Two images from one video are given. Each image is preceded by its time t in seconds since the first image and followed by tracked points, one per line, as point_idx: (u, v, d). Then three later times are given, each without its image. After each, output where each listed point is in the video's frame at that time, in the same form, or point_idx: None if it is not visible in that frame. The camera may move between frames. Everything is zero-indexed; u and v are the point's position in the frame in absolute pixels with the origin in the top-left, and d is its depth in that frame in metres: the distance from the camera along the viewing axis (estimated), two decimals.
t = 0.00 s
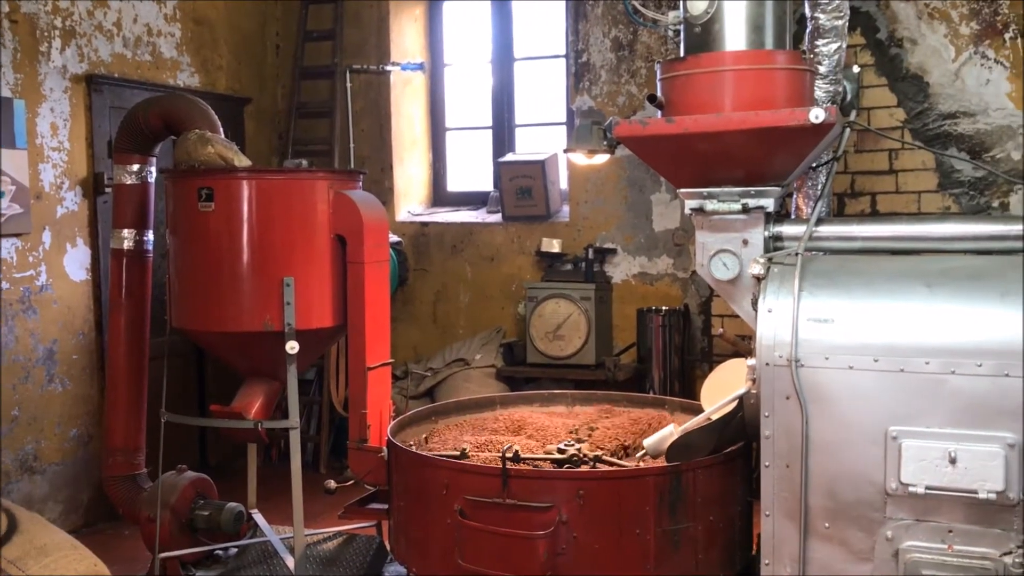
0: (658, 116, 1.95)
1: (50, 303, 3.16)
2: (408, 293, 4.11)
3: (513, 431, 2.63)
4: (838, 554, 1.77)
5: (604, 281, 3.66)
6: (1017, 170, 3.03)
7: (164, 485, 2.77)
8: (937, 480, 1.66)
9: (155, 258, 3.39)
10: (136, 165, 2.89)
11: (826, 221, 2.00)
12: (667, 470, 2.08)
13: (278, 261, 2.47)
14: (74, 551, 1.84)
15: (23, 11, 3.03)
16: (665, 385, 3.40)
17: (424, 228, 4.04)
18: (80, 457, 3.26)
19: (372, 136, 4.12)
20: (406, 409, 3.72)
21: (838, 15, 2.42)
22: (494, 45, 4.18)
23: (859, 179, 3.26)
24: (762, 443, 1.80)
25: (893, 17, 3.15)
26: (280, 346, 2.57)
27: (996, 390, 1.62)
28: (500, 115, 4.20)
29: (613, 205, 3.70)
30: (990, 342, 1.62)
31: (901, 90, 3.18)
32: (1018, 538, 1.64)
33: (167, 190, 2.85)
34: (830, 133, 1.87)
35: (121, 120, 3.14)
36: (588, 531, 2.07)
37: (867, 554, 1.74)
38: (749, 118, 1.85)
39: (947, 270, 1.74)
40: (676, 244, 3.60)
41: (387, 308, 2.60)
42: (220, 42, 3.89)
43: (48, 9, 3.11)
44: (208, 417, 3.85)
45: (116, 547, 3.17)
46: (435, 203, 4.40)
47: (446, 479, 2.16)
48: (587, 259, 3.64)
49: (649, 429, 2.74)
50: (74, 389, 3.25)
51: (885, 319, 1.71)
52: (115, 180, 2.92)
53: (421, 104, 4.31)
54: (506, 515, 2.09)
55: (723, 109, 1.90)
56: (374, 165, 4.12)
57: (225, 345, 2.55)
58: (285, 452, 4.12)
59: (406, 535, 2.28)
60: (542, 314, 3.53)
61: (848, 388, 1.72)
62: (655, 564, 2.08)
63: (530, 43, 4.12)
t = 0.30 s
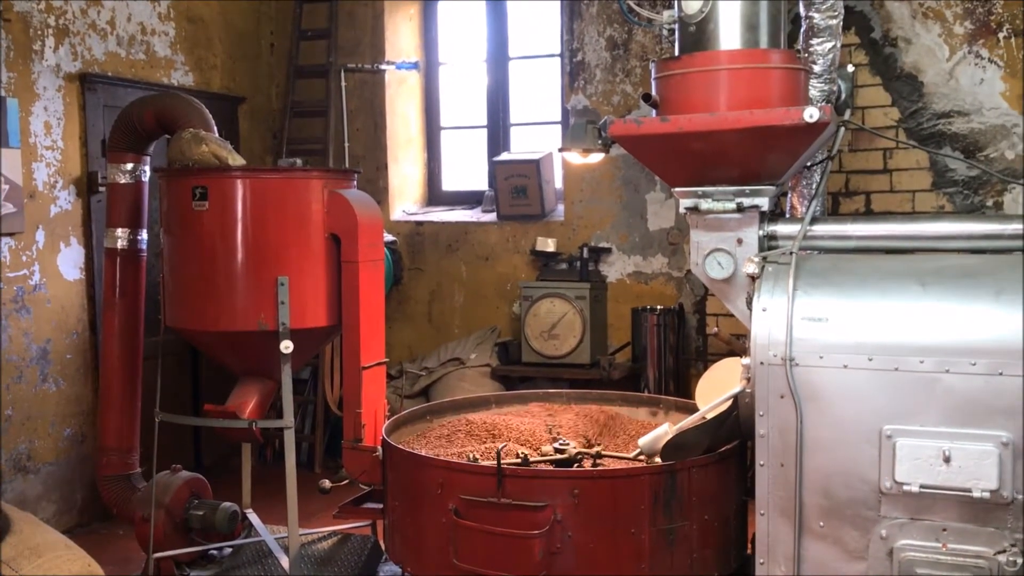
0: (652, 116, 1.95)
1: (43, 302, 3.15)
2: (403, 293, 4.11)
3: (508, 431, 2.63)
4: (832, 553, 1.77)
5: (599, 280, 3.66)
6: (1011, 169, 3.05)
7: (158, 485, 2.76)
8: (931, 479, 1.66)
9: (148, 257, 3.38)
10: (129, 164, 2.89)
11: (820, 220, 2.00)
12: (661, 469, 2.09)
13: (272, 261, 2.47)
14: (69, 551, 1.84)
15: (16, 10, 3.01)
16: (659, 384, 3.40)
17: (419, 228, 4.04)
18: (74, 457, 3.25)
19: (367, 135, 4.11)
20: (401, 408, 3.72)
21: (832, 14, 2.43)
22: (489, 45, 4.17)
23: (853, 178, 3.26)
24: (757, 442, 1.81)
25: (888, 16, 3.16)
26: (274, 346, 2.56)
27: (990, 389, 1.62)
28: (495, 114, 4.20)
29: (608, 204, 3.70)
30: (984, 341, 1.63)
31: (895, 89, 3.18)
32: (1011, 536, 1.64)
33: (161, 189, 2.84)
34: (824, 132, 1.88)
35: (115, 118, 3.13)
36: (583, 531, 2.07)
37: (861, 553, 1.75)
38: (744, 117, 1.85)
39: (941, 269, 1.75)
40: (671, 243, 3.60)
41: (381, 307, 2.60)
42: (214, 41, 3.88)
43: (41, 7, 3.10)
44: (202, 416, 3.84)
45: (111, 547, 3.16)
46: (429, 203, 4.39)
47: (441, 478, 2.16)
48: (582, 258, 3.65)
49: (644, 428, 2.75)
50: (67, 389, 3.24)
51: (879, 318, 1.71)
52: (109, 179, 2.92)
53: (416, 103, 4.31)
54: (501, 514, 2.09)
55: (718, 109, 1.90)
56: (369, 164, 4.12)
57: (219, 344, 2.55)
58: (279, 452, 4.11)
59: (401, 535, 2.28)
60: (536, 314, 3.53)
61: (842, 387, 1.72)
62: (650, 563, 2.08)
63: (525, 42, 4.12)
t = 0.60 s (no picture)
0: (651, 114, 1.95)
1: (41, 301, 3.14)
2: (401, 292, 4.11)
3: (508, 431, 2.63)
4: (831, 552, 1.77)
5: (597, 279, 3.66)
6: (1009, 168, 3.05)
7: (156, 484, 2.76)
8: (930, 478, 1.66)
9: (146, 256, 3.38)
10: (127, 163, 2.89)
11: (819, 219, 2.00)
12: (660, 468, 2.09)
13: (270, 259, 2.47)
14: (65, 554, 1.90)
15: (14, 9, 3.01)
16: (658, 383, 3.40)
17: (417, 227, 4.04)
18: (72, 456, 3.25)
19: (365, 135, 4.11)
20: (399, 408, 3.72)
21: (830, 13, 2.42)
22: (487, 44, 4.17)
23: (851, 178, 3.26)
24: (756, 441, 1.81)
25: (886, 15, 3.16)
26: (272, 345, 2.56)
27: (988, 388, 1.63)
28: (493, 113, 4.19)
29: (607, 203, 3.70)
30: (982, 340, 1.63)
31: (894, 88, 3.18)
32: (1010, 535, 1.65)
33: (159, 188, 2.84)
34: (823, 131, 1.88)
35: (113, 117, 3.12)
36: (581, 530, 2.07)
37: (860, 552, 1.75)
38: (742, 116, 1.86)
39: (939, 268, 1.75)
40: (669, 242, 3.60)
41: (380, 307, 2.60)
42: (212, 40, 3.88)
43: (39, 6, 3.09)
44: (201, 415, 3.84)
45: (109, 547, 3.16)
46: (428, 202, 4.39)
47: (440, 477, 2.16)
48: (580, 257, 3.66)
49: (642, 427, 2.75)
50: (66, 388, 3.24)
51: (878, 317, 1.71)
52: (107, 178, 2.92)
53: (414, 102, 4.30)
54: (499, 514, 2.09)
55: (717, 107, 1.90)
56: (367, 163, 4.11)
57: (218, 343, 2.55)
58: (278, 451, 4.11)
59: (399, 534, 2.28)
60: (535, 313, 3.53)
61: (841, 386, 1.73)
62: (649, 562, 2.09)
63: (523, 41, 4.12)
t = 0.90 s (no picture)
0: (652, 115, 1.95)
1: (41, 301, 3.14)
2: (402, 292, 4.11)
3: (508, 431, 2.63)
4: (831, 552, 1.77)
5: (597, 279, 3.66)
6: (1009, 168, 3.05)
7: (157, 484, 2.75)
8: (930, 478, 1.66)
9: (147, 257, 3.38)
10: (128, 163, 2.89)
11: (819, 219, 2.00)
12: (660, 468, 2.09)
13: (271, 259, 2.46)
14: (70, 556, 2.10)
15: (14, 9, 3.01)
16: (658, 383, 3.40)
17: (417, 227, 4.04)
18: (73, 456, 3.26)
19: (365, 135, 4.11)
20: (400, 408, 3.72)
21: (831, 13, 2.42)
22: (487, 44, 4.17)
23: (852, 178, 3.26)
24: (756, 442, 1.81)
25: (886, 16, 3.16)
26: (273, 345, 2.56)
27: (988, 388, 1.63)
28: (493, 113, 4.19)
29: (607, 203, 3.70)
30: (983, 340, 1.63)
31: (894, 88, 3.18)
32: (1010, 535, 1.65)
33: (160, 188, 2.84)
34: (824, 131, 1.88)
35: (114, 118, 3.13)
36: (581, 530, 2.07)
37: (860, 552, 1.75)
38: (742, 116, 1.86)
39: (939, 267, 1.75)
40: (669, 242, 3.60)
41: (381, 306, 2.60)
42: (212, 40, 3.88)
43: (39, 6, 3.10)
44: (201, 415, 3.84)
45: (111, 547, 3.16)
46: (428, 202, 4.39)
47: (440, 477, 2.16)
48: (580, 258, 3.66)
49: (642, 428, 2.75)
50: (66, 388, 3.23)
51: (878, 317, 1.71)
52: (107, 178, 2.92)
53: (414, 102, 4.30)
54: (500, 514, 2.09)
55: (717, 108, 1.90)
56: (368, 163, 4.11)
57: (218, 343, 2.55)
58: (278, 451, 4.11)
59: (399, 534, 2.28)
60: (535, 313, 3.53)
61: (841, 386, 1.72)
62: (649, 562, 2.08)
63: (523, 41, 4.12)
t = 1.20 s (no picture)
0: (652, 116, 1.95)
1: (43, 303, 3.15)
2: (403, 293, 4.11)
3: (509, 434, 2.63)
4: (832, 554, 1.77)
5: (599, 281, 3.66)
6: (1011, 170, 3.05)
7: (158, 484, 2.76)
8: (931, 480, 1.66)
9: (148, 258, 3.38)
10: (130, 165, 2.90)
11: (821, 221, 2.00)
12: (661, 470, 2.09)
13: (272, 261, 2.46)
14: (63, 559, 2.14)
15: (17, 11, 3.01)
16: (660, 385, 3.41)
17: (419, 228, 4.04)
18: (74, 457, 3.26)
19: (367, 136, 4.11)
20: (401, 409, 3.72)
21: (833, 15, 2.43)
22: (489, 45, 4.18)
23: (854, 179, 3.26)
24: (757, 443, 1.80)
25: (888, 17, 3.16)
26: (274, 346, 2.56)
27: (989, 390, 1.62)
28: (495, 115, 4.20)
29: (608, 204, 3.70)
30: (984, 342, 1.63)
31: (895, 89, 3.18)
32: (1012, 537, 1.64)
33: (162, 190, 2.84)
34: (825, 132, 1.87)
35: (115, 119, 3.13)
36: (582, 532, 2.07)
37: (861, 553, 1.75)
38: (743, 118, 1.85)
39: (940, 269, 1.75)
40: (671, 243, 3.60)
41: (382, 308, 2.60)
42: (214, 42, 3.88)
43: (42, 8, 3.10)
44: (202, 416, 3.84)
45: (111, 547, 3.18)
46: (430, 203, 4.39)
47: (440, 479, 2.17)
48: (582, 259, 3.64)
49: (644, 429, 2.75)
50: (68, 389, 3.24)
51: (878, 318, 1.71)
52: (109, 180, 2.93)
53: (416, 103, 4.31)
54: (500, 516, 2.09)
55: (718, 109, 1.90)
56: (369, 165, 4.11)
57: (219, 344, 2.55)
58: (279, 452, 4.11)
59: (401, 536, 2.28)
60: (537, 314, 3.53)
61: (842, 387, 1.72)
62: (650, 564, 2.08)
63: (525, 42, 4.12)
